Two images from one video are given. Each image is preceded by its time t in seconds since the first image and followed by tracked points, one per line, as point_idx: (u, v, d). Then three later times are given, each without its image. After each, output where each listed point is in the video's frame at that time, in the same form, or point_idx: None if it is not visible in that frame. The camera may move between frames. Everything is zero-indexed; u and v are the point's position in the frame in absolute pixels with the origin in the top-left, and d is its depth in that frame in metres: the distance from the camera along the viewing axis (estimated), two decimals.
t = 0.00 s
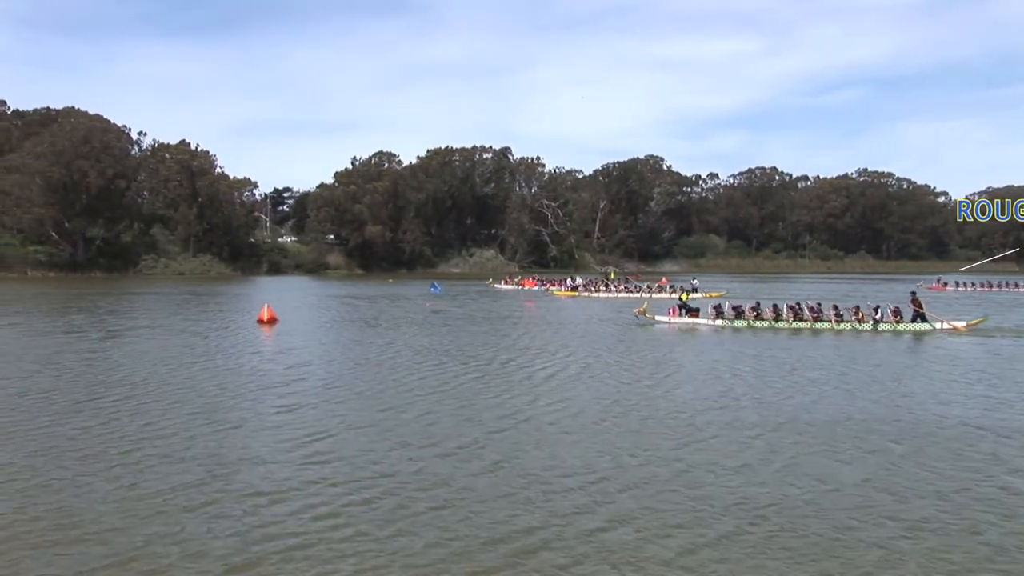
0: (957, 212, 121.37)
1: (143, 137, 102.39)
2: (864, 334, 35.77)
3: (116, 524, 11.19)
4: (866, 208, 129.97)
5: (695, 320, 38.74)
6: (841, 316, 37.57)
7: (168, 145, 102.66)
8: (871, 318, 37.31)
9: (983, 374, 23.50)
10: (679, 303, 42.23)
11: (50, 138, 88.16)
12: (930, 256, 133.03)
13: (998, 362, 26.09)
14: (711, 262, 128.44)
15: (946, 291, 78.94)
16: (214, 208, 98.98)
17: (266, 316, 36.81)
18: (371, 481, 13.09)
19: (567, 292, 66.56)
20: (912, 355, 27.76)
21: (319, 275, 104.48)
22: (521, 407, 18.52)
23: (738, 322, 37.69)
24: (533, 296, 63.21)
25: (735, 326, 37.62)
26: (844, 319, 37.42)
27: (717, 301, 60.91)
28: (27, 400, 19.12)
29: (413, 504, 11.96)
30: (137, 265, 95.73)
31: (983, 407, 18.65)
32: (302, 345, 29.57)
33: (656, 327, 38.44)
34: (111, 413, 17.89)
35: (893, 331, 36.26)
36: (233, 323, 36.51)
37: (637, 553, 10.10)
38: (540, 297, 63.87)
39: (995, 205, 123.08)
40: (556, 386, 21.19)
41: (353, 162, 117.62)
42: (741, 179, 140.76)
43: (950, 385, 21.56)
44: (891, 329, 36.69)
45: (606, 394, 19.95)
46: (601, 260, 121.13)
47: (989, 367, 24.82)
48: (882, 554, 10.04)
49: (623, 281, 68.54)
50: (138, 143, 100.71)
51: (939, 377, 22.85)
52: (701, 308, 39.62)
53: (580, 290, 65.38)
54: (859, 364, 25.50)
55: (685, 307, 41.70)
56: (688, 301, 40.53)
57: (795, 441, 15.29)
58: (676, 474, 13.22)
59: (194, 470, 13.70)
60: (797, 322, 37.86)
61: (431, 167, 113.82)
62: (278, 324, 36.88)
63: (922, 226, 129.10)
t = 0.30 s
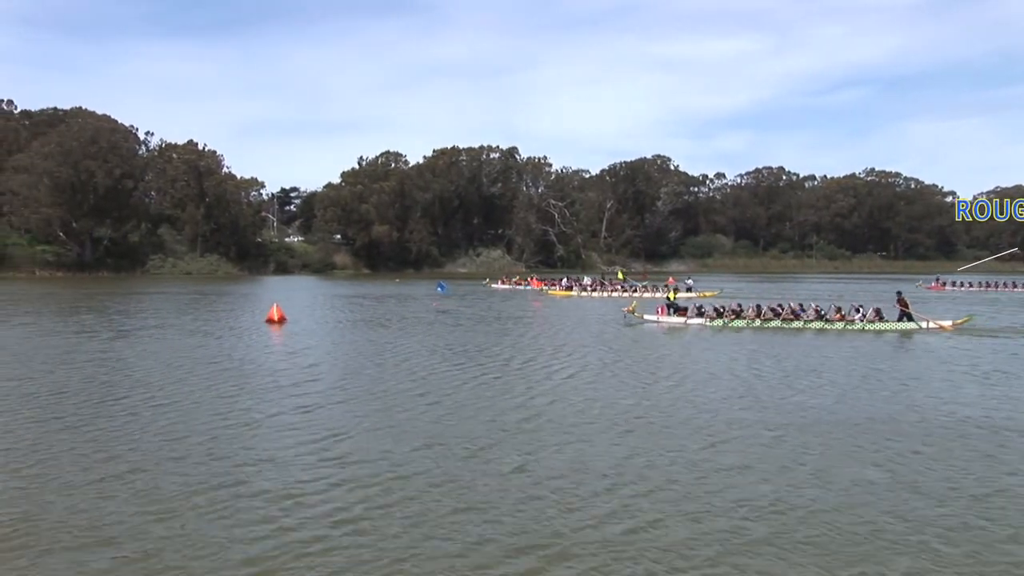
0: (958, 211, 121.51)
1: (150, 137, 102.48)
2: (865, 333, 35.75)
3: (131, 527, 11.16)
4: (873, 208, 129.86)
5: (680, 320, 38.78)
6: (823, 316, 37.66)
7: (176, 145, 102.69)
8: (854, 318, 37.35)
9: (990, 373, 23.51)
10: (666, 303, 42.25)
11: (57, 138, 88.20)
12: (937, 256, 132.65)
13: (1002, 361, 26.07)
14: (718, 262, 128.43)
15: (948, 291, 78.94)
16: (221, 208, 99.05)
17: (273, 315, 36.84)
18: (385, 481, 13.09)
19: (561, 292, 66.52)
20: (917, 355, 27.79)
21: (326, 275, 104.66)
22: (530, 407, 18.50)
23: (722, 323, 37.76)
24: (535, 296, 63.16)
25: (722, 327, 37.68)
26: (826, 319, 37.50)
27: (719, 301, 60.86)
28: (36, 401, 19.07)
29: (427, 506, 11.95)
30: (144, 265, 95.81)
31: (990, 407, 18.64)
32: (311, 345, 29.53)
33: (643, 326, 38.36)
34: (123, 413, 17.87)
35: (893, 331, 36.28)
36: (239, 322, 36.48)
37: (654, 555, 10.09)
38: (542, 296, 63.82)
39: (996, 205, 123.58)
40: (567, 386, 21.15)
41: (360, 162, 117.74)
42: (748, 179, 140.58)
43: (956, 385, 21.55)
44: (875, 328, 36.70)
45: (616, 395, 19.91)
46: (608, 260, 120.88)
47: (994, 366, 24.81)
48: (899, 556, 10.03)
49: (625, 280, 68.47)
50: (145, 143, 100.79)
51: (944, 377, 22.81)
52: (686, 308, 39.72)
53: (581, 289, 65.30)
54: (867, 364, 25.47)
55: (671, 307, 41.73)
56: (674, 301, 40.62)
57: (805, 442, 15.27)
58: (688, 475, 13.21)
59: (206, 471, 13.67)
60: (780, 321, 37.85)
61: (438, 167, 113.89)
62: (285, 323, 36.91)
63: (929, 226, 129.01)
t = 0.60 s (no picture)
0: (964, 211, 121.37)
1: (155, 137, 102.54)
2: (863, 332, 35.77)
3: (143, 529, 11.09)
4: (878, 207, 129.75)
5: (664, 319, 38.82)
6: (806, 316, 37.76)
7: (181, 145, 102.74)
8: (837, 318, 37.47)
9: (1000, 373, 23.44)
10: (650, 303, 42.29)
11: (63, 138, 88.34)
12: (943, 255, 132.37)
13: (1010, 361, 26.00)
14: (722, 262, 128.34)
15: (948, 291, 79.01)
16: (226, 208, 99.13)
17: (279, 316, 36.84)
18: (396, 482, 13.00)
19: (554, 292, 66.48)
20: (924, 354, 27.75)
21: (331, 275, 104.80)
22: (538, 407, 18.44)
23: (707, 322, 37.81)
24: (536, 296, 63.10)
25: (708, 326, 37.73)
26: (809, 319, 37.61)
27: (719, 301, 60.85)
28: (43, 401, 19.01)
29: (440, 507, 11.85)
30: (149, 265, 95.90)
31: (998, 407, 18.59)
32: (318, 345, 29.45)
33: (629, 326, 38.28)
34: (131, 413, 17.82)
35: (882, 332, 36.27)
36: (245, 322, 36.45)
37: (670, 559, 10.03)
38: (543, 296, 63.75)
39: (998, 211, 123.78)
40: (576, 386, 21.07)
41: (365, 161, 117.79)
42: (753, 178, 140.42)
43: (963, 384, 21.49)
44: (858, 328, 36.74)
45: (624, 395, 19.82)
46: (613, 259, 120.75)
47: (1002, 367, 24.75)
48: (919, 562, 9.96)
49: (624, 278, 68.39)
50: (150, 143, 100.89)
51: (952, 376, 22.73)
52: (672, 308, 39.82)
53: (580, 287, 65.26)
54: (874, 364, 25.41)
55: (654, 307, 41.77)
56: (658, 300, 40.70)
57: (815, 443, 15.18)
58: (697, 478, 13.13)
59: (217, 471, 13.61)
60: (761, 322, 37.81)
61: (442, 167, 113.89)
62: (292, 323, 36.90)
63: (935, 226, 128.98)
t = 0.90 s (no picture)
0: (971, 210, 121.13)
1: (162, 137, 102.72)
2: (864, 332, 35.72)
3: (154, 533, 10.97)
4: (886, 208, 129.66)
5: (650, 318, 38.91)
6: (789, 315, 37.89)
7: (187, 146, 102.84)
8: (820, 317, 37.60)
9: (1011, 373, 23.41)
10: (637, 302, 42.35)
11: (70, 139, 88.37)
12: (951, 256, 132.05)
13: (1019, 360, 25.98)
14: (729, 262, 128.21)
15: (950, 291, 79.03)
16: (233, 208, 99.21)
17: (287, 315, 36.83)
18: (408, 484, 12.91)
19: (549, 292, 66.49)
20: (935, 354, 27.70)
21: (338, 276, 104.93)
22: (549, 408, 18.38)
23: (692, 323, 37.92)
24: (538, 296, 63.07)
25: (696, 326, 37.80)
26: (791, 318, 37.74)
27: (722, 301, 60.82)
28: (53, 402, 18.98)
29: (453, 509, 11.74)
30: (156, 265, 95.95)
31: (1007, 408, 18.53)
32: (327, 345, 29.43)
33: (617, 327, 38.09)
34: (141, 414, 17.79)
35: (866, 331, 36.29)
36: (252, 322, 36.45)
37: (689, 564, 9.90)
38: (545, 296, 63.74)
39: (991, 200, 125.77)
40: (585, 387, 21.08)
41: (371, 162, 117.92)
42: (760, 179, 140.29)
43: (973, 385, 21.46)
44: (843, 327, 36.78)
45: (636, 396, 19.76)
46: (619, 260, 120.59)
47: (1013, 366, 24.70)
48: (942, 568, 9.82)
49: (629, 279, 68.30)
50: (157, 144, 101.06)
51: (961, 377, 22.67)
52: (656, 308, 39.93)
53: (581, 287, 65.26)
54: (885, 364, 25.33)
55: (641, 306, 41.86)
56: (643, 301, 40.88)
57: (828, 445, 15.07)
58: (712, 480, 13.01)
59: (227, 472, 13.52)
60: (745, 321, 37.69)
61: (449, 167, 113.98)
62: (300, 323, 36.88)
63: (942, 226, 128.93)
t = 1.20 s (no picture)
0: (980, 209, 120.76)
1: (169, 138, 102.87)
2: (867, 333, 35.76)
3: (175, 534, 10.94)
4: (894, 208, 129.39)
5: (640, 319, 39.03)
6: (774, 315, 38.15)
7: (195, 146, 102.95)
8: (805, 317, 37.86)
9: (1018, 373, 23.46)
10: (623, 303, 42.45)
11: (78, 139, 88.46)
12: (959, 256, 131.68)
13: None
14: (737, 262, 128.03)
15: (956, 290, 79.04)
16: (240, 208, 99.36)
17: (296, 315, 36.92)
18: (426, 486, 12.90)
19: (547, 292, 66.56)
20: (943, 354, 27.79)
21: (345, 276, 105.09)
22: (560, 408, 18.45)
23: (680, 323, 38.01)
24: (542, 296, 63.12)
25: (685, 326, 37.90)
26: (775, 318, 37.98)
27: (724, 302, 60.84)
28: (66, 401, 19.06)
29: (472, 512, 11.73)
30: (164, 265, 96.05)
31: (1014, 408, 18.61)
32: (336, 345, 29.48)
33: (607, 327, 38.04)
34: (156, 413, 17.83)
35: (850, 331, 36.42)
36: (261, 322, 36.50)
37: (713, 566, 9.87)
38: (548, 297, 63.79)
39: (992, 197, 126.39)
40: (596, 387, 21.14)
41: (379, 162, 118.03)
42: (767, 179, 140.20)
43: (980, 384, 21.54)
44: (824, 328, 37.02)
45: (648, 396, 19.80)
46: (626, 260, 120.55)
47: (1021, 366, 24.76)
48: (961, 566, 9.90)
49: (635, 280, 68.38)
50: (164, 145, 101.17)
51: (971, 377, 22.69)
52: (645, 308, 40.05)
53: (584, 287, 65.30)
54: (896, 364, 25.34)
55: (628, 306, 41.97)
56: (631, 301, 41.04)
57: (842, 446, 15.07)
58: (729, 480, 13.00)
59: (244, 473, 13.50)
60: (725, 321, 37.94)
61: (456, 167, 113.99)
62: (309, 323, 36.97)
63: (950, 226, 128.67)
